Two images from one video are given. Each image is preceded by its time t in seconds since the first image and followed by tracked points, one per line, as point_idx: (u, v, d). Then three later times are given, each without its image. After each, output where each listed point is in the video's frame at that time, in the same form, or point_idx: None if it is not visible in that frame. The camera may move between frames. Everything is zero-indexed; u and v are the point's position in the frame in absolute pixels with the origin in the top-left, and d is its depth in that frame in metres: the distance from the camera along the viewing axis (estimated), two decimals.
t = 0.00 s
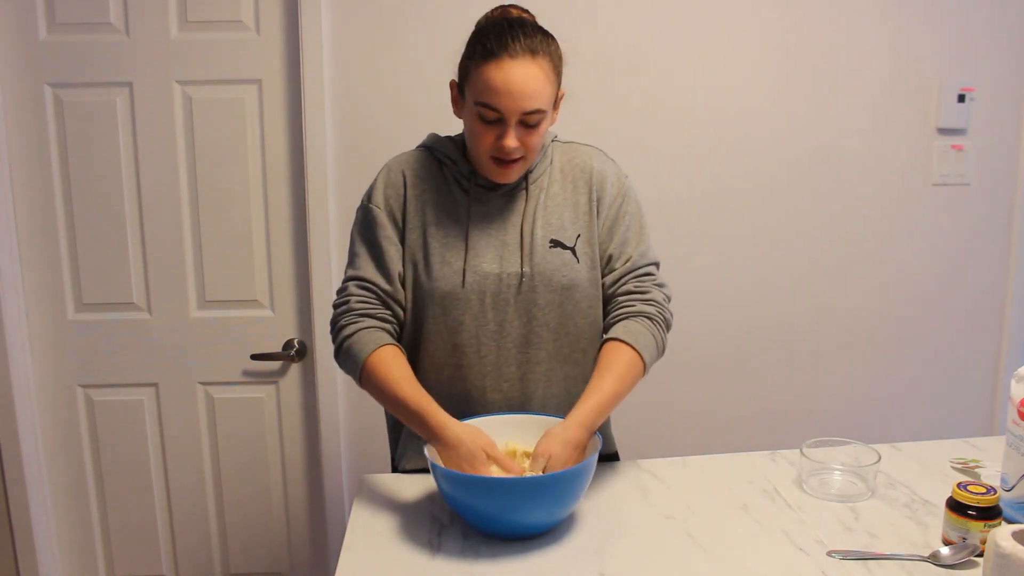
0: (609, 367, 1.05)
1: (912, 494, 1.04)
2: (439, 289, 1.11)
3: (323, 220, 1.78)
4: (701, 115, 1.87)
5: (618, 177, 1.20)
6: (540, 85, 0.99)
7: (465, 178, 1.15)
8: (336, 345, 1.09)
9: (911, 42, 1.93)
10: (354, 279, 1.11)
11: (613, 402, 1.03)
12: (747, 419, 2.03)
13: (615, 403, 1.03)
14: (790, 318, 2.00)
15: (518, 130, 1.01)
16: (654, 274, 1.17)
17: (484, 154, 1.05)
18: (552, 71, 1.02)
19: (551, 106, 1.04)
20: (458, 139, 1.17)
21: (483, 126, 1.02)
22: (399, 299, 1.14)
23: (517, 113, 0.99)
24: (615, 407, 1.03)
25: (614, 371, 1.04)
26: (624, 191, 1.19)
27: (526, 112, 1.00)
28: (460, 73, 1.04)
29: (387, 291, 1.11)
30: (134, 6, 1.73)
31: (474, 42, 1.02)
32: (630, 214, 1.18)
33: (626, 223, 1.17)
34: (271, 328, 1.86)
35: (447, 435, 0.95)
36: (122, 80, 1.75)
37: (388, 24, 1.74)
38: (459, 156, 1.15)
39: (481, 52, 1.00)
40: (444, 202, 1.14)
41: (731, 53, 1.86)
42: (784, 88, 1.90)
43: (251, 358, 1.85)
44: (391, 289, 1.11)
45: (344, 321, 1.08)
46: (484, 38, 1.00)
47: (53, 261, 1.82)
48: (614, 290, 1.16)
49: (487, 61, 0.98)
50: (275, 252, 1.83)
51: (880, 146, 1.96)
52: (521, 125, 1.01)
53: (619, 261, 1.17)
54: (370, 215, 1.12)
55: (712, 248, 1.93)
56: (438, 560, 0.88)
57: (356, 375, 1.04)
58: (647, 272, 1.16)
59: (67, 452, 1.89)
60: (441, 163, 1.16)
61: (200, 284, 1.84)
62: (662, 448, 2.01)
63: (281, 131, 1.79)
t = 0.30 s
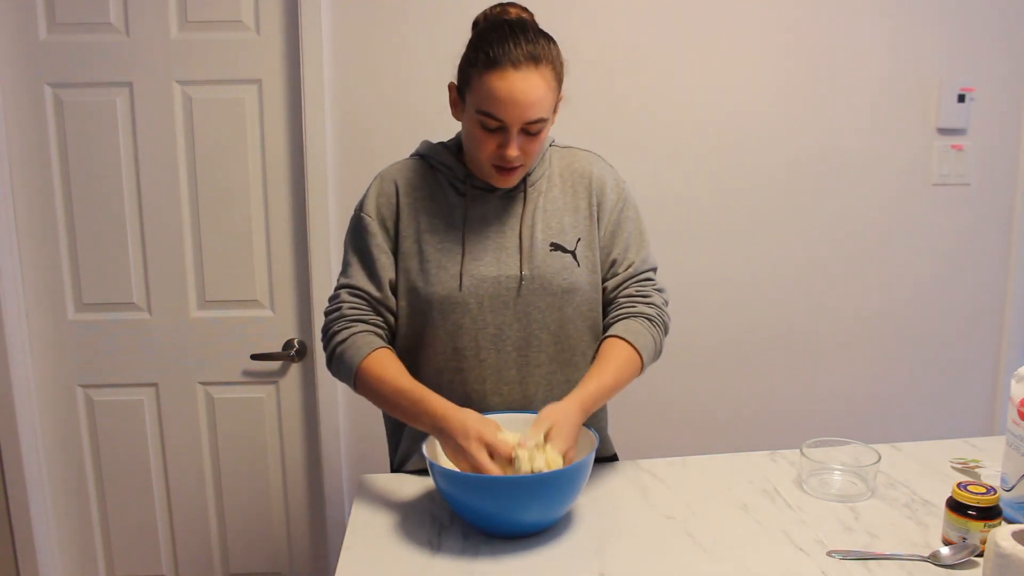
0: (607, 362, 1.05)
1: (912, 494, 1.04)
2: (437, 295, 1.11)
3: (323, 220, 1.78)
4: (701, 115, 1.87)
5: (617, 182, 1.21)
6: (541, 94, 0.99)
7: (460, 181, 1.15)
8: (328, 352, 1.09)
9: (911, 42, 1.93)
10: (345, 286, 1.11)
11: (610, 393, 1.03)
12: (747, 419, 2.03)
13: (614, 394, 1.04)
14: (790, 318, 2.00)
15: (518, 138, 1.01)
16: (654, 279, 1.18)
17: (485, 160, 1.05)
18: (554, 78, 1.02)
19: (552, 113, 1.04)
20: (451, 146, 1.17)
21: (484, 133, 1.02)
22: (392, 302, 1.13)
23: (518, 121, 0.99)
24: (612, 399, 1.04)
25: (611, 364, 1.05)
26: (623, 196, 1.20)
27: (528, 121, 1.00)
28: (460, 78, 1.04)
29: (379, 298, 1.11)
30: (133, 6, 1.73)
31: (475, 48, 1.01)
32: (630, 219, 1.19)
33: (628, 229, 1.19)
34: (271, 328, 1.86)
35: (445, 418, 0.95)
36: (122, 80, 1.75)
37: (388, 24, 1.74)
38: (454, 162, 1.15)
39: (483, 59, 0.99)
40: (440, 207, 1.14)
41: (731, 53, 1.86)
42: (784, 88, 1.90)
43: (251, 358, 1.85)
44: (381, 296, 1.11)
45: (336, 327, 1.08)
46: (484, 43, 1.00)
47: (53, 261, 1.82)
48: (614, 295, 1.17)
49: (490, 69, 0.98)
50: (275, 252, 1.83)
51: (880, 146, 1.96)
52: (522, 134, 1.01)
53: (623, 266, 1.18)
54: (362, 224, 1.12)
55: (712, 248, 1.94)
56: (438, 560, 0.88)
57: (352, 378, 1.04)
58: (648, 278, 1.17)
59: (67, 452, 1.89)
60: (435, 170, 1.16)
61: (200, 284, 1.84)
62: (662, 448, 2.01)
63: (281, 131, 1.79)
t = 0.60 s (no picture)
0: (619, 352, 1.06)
1: (912, 494, 1.04)
2: (434, 292, 1.11)
3: (323, 220, 1.78)
4: (701, 115, 1.87)
5: (616, 186, 1.21)
6: (541, 98, 0.99)
7: (457, 181, 1.16)
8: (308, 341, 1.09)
9: (911, 42, 1.93)
10: (331, 280, 1.12)
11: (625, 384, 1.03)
12: (747, 419, 2.03)
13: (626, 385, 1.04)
14: (790, 318, 2.00)
15: (518, 140, 1.02)
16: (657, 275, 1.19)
17: (484, 161, 1.05)
18: (553, 82, 1.02)
19: (552, 115, 1.04)
20: (448, 148, 1.18)
21: (483, 135, 1.02)
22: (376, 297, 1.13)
23: (518, 125, 0.99)
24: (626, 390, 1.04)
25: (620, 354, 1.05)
26: (623, 200, 1.21)
27: (527, 124, 1.00)
28: (460, 79, 1.04)
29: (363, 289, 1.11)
30: (133, 6, 1.73)
31: (476, 49, 1.01)
32: (630, 224, 1.21)
33: (630, 232, 1.20)
34: (271, 328, 1.86)
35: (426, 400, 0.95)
36: (122, 80, 1.75)
37: (388, 24, 1.74)
38: (451, 163, 1.16)
39: (483, 61, 0.99)
40: (438, 207, 1.14)
41: (731, 53, 1.86)
42: (784, 88, 1.90)
43: (251, 358, 1.85)
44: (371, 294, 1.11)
45: (317, 315, 1.09)
46: (484, 46, 1.00)
47: (53, 261, 1.82)
48: (621, 293, 1.18)
49: (490, 72, 0.98)
50: (275, 252, 1.83)
51: (880, 146, 1.96)
52: (521, 136, 1.02)
53: (628, 266, 1.19)
54: (354, 224, 1.13)
55: (712, 248, 1.94)
56: (437, 560, 0.88)
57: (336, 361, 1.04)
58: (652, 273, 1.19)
59: (67, 452, 1.89)
60: (432, 171, 1.17)
61: (200, 284, 1.84)
62: (662, 448, 2.01)
63: (281, 131, 1.79)
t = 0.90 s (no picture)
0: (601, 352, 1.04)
1: (912, 494, 1.04)
2: (431, 290, 1.11)
3: (323, 220, 1.78)
4: (701, 115, 1.87)
5: (611, 182, 1.21)
6: (538, 94, 0.99)
7: (455, 179, 1.16)
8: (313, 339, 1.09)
9: (911, 43, 1.93)
10: (335, 277, 1.12)
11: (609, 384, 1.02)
12: (747, 419, 2.03)
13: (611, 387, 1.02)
14: (791, 318, 2.00)
15: (513, 136, 1.02)
16: (650, 271, 1.17)
17: (480, 157, 1.06)
18: (552, 78, 1.01)
19: (549, 113, 1.04)
20: (446, 146, 1.18)
21: (479, 130, 1.03)
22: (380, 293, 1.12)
23: (514, 121, 0.99)
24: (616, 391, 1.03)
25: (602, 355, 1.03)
26: (618, 195, 1.20)
27: (523, 120, 1.00)
28: (458, 74, 1.04)
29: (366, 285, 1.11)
30: (133, 6, 1.73)
31: (474, 45, 1.01)
32: (626, 218, 1.20)
33: (623, 226, 1.18)
34: (271, 328, 1.86)
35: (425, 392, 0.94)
36: (122, 79, 1.75)
37: (388, 24, 1.74)
38: (449, 161, 1.16)
39: (481, 56, 0.99)
40: (435, 205, 1.15)
41: (731, 53, 1.86)
42: (784, 88, 1.90)
43: (251, 358, 1.85)
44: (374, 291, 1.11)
45: (322, 313, 1.09)
46: (482, 42, 1.00)
47: (53, 261, 1.82)
48: (613, 288, 1.16)
49: (488, 67, 0.98)
50: (275, 252, 1.83)
51: (880, 146, 1.96)
52: (516, 132, 1.02)
53: (618, 260, 1.17)
54: (355, 222, 1.13)
55: (712, 248, 1.94)
56: (438, 560, 0.88)
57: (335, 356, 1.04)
58: (644, 269, 1.16)
59: (67, 452, 1.89)
60: (431, 170, 1.17)
61: (200, 284, 1.84)
62: (662, 448, 2.01)
63: (281, 131, 1.79)
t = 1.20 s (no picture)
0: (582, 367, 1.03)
1: (912, 494, 1.04)
2: (430, 286, 1.11)
3: (323, 220, 1.78)
4: (701, 115, 1.87)
5: (606, 175, 1.21)
6: (541, 96, 0.99)
7: (455, 176, 1.15)
8: (326, 340, 1.04)
9: (911, 42, 1.93)
10: (354, 272, 1.08)
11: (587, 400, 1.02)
12: (747, 419, 2.03)
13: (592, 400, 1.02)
14: (791, 318, 2.00)
15: (514, 136, 1.02)
16: (644, 266, 1.15)
17: (480, 156, 1.06)
18: (554, 79, 1.01)
19: (551, 114, 1.04)
20: (447, 141, 1.17)
21: (481, 129, 1.02)
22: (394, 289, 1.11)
23: (516, 122, 1.00)
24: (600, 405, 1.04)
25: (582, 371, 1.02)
26: (613, 188, 1.20)
27: (526, 121, 1.00)
28: (461, 72, 1.04)
29: (386, 286, 1.09)
30: (133, 6, 1.73)
31: (479, 44, 1.01)
32: (620, 208, 1.19)
33: (615, 218, 1.18)
34: (271, 328, 1.86)
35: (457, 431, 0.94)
36: (122, 79, 1.75)
37: (388, 24, 1.74)
38: (449, 155, 1.14)
39: (486, 56, 0.99)
40: (434, 200, 1.14)
41: (731, 53, 1.86)
42: (784, 88, 1.90)
43: (251, 358, 1.85)
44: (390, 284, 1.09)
45: (346, 314, 1.04)
46: (486, 41, 1.00)
47: (53, 261, 1.82)
48: (603, 284, 1.16)
49: (492, 68, 0.98)
50: (276, 252, 1.83)
51: (880, 146, 1.96)
52: (518, 133, 1.02)
53: (607, 255, 1.16)
54: (364, 210, 1.11)
55: (712, 248, 1.94)
56: (438, 560, 0.88)
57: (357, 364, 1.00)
58: (635, 265, 1.15)
59: (67, 452, 1.89)
60: (432, 164, 1.16)
61: (200, 284, 1.84)
62: (662, 449, 2.01)
63: (281, 131, 1.79)
